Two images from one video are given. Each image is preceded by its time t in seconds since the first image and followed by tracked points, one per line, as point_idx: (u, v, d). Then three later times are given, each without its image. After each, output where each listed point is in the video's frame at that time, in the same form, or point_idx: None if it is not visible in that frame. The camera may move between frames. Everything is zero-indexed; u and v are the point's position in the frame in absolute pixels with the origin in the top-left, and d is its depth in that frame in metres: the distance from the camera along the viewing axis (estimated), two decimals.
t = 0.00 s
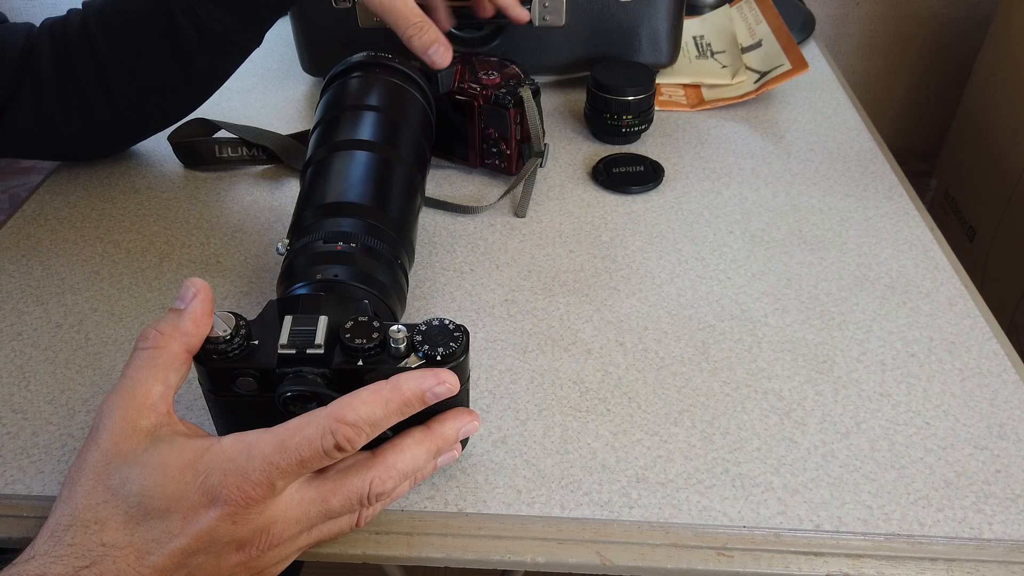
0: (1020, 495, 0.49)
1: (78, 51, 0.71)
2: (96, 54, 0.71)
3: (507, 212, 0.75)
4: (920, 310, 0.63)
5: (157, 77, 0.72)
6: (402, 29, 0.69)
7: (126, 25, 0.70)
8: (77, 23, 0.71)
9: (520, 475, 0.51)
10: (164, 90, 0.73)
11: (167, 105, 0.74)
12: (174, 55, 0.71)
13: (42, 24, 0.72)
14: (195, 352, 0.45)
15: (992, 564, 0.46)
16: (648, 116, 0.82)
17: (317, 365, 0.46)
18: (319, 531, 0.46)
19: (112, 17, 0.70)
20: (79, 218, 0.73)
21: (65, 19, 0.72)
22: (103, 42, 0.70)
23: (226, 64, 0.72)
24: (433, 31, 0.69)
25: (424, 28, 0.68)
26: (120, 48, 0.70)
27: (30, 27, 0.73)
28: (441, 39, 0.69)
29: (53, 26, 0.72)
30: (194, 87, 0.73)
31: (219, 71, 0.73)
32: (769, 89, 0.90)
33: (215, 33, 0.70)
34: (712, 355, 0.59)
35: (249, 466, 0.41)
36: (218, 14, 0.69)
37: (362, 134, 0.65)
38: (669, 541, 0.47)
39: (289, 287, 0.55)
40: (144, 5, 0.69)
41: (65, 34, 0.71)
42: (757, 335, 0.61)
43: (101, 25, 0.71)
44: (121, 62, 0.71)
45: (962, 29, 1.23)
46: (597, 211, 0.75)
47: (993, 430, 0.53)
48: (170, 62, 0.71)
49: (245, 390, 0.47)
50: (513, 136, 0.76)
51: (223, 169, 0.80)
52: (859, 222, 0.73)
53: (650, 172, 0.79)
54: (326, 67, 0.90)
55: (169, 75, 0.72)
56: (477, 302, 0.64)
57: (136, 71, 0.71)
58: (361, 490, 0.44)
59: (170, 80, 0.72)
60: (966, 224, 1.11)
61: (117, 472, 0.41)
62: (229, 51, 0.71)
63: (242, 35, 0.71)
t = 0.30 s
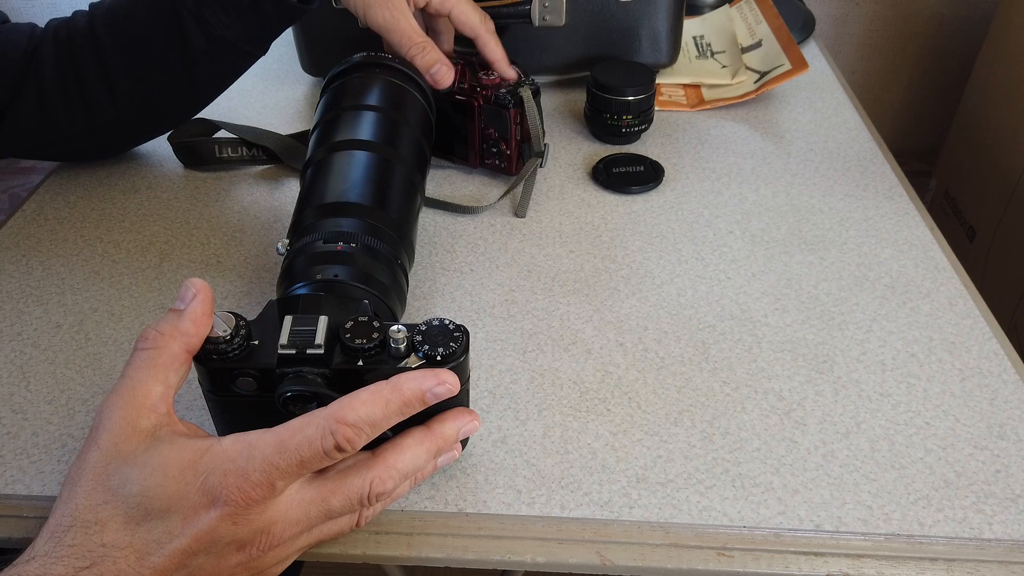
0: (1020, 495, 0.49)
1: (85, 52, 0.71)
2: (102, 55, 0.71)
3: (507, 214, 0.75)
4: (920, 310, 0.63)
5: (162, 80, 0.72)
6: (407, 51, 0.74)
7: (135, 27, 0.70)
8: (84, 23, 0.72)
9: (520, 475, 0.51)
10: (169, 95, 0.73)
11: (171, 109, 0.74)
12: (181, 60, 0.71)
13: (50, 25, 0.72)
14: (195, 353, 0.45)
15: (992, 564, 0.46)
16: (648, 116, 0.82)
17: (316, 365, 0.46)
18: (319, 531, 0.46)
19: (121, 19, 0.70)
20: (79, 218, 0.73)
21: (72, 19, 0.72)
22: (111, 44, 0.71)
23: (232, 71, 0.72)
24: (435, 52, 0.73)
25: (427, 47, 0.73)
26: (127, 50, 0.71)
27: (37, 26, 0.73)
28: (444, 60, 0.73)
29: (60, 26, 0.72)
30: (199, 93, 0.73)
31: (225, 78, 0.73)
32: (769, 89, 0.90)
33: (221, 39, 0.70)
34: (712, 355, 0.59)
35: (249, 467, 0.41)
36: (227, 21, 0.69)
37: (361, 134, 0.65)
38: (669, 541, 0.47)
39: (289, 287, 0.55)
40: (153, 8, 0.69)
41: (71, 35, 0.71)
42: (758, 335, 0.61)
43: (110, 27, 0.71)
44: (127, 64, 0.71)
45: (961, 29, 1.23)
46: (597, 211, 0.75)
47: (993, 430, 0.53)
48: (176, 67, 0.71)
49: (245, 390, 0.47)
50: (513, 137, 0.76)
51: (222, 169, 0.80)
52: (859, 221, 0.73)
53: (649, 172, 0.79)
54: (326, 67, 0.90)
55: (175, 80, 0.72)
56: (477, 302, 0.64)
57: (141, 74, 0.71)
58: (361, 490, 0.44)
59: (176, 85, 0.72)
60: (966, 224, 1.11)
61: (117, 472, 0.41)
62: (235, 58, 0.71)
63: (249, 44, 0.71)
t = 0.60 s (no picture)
0: (1020, 495, 0.49)
1: (89, 52, 0.72)
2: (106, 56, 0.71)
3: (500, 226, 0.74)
4: (920, 310, 0.63)
5: (165, 81, 0.72)
6: (416, 57, 0.73)
7: (140, 28, 0.71)
8: (91, 24, 0.72)
9: (520, 475, 0.51)
10: (171, 97, 0.73)
11: (173, 113, 0.74)
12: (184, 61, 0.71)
13: (54, 25, 0.73)
14: (195, 352, 0.45)
15: (992, 564, 0.46)
16: (648, 116, 0.82)
17: (317, 365, 0.46)
18: (319, 531, 0.46)
19: (127, 20, 0.71)
20: (79, 218, 0.73)
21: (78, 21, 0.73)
22: (116, 45, 0.71)
23: (235, 75, 0.73)
24: (446, 58, 0.73)
25: (437, 55, 0.73)
26: (131, 50, 0.71)
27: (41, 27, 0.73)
28: (454, 66, 0.73)
29: (65, 26, 0.73)
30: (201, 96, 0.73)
31: (227, 82, 0.73)
32: (769, 89, 0.90)
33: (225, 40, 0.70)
34: (712, 355, 0.59)
35: (249, 466, 0.41)
36: (232, 23, 0.70)
37: (361, 134, 0.65)
38: (669, 541, 0.47)
39: (289, 287, 0.55)
40: (160, 10, 0.71)
41: (76, 36, 0.72)
42: (757, 335, 0.61)
43: (115, 28, 0.72)
44: (130, 64, 0.71)
45: (961, 29, 1.23)
46: (597, 211, 0.75)
47: (993, 430, 0.53)
48: (180, 68, 0.72)
49: (245, 390, 0.47)
50: (520, 154, 0.74)
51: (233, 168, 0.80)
52: (859, 221, 0.73)
53: (649, 172, 0.79)
54: (326, 67, 0.90)
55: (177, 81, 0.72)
56: (476, 302, 0.64)
57: (144, 74, 0.72)
58: (361, 490, 0.44)
59: (178, 87, 0.72)
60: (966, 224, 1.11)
61: (117, 472, 0.41)
62: (238, 60, 0.72)
63: (253, 46, 0.72)
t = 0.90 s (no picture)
0: (1020, 495, 0.49)
1: (94, 54, 0.72)
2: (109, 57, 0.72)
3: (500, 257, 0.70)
4: (920, 310, 0.63)
5: (168, 85, 0.72)
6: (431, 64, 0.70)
7: (144, 30, 0.71)
8: (96, 27, 0.73)
9: (520, 475, 0.51)
10: (174, 101, 0.73)
11: (175, 117, 0.74)
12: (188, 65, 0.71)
13: (61, 27, 0.73)
14: (195, 352, 0.45)
15: (992, 564, 0.46)
16: (648, 116, 0.82)
17: (317, 365, 0.46)
18: (318, 531, 0.46)
19: (132, 23, 0.72)
20: (80, 219, 0.73)
21: (84, 23, 0.74)
22: (119, 47, 0.72)
23: (238, 82, 0.73)
24: (461, 60, 0.70)
25: (452, 58, 0.70)
26: (135, 52, 0.71)
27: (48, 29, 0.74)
28: (472, 67, 0.70)
29: (70, 29, 0.73)
30: (204, 101, 0.73)
31: (230, 89, 0.73)
32: (769, 89, 0.90)
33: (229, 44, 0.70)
34: (713, 355, 0.59)
35: (249, 466, 0.41)
36: (235, 26, 0.70)
37: (362, 134, 0.65)
38: (669, 541, 0.47)
39: (289, 287, 0.55)
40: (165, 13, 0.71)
41: (81, 38, 0.72)
42: (757, 335, 0.61)
43: (121, 31, 0.72)
44: (134, 66, 0.72)
45: (961, 30, 1.23)
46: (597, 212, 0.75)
47: (993, 430, 0.53)
48: (184, 72, 0.72)
49: (245, 390, 0.47)
50: (569, 201, 0.69)
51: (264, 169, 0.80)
52: (859, 222, 0.73)
53: (652, 173, 0.79)
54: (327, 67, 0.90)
55: (180, 85, 0.72)
56: (476, 302, 0.64)
57: (147, 76, 0.72)
58: (361, 490, 0.44)
59: (181, 91, 0.72)
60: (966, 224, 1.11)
61: (117, 472, 0.41)
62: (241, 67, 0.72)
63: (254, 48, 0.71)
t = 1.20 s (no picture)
0: (1020, 495, 0.49)
1: (96, 58, 0.72)
2: (109, 60, 0.71)
3: (532, 274, 0.68)
4: (920, 310, 0.63)
5: (168, 91, 0.72)
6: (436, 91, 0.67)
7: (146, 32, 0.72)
8: (98, 30, 0.73)
9: (520, 475, 0.51)
10: (175, 108, 0.72)
11: (176, 123, 0.73)
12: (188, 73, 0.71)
13: (64, 30, 0.73)
14: (195, 352, 0.45)
15: (993, 564, 0.46)
16: (648, 116, 0.82)
17: (317, 365, 0.46)
18: (318, 531, 0.46)
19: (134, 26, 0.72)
20: (80, 219, 0.73)
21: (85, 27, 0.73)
22: (119, 49, 0.72)
23: (241, 90, 0.72)
24: (467, 85, 0.68)
25: (458, 82, 0.68)
26: (135, 54, 0.71)
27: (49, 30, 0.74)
28: (480, 87, 0.69)
29: (73, 32, 0.73)
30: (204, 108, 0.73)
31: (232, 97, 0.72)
32: (769, 89, 0.90)
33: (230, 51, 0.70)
34: (713, 355, 0.59)
35: (249, 466, 0.40)
36: (235, 25, 0.70)
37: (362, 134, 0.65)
38: (669, 541, 0.47)
39: (289, 287, 0.55)
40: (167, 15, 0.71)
41: (82, 42, 0.72)
42: (757, 335, 0.61)
43: (123, 37, 0.72)
44: (134, 72, 0.71)
45: (961, 30, 1.23)
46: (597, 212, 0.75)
47: (993, 430, 0.53)
48: (184, 76, 0.71)
49: (245, 390, 0.47)
50: (606, 247, 0.64)
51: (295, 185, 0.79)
52: (859, 222, 0.73)
53: (660, 172, 0.78)
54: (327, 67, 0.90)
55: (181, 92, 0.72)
56: (477, 302, 0.64)
57: (146, 77, 0.71)
58: (361, 490, 0.44)
59: (181, 98, 0.72)
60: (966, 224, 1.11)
61: (117, 472, 0.41)
62: (242, 76, 0.71)
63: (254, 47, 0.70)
